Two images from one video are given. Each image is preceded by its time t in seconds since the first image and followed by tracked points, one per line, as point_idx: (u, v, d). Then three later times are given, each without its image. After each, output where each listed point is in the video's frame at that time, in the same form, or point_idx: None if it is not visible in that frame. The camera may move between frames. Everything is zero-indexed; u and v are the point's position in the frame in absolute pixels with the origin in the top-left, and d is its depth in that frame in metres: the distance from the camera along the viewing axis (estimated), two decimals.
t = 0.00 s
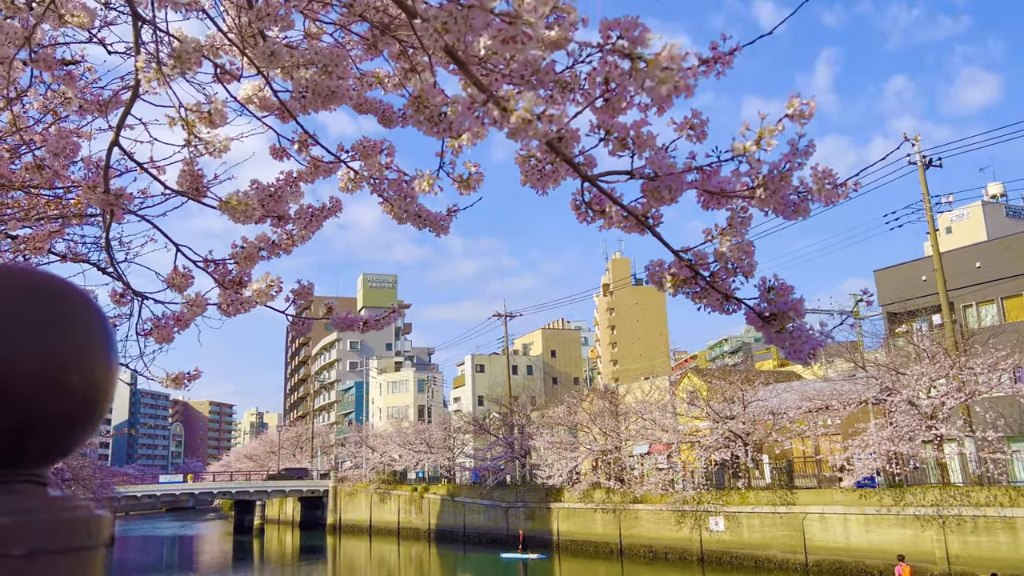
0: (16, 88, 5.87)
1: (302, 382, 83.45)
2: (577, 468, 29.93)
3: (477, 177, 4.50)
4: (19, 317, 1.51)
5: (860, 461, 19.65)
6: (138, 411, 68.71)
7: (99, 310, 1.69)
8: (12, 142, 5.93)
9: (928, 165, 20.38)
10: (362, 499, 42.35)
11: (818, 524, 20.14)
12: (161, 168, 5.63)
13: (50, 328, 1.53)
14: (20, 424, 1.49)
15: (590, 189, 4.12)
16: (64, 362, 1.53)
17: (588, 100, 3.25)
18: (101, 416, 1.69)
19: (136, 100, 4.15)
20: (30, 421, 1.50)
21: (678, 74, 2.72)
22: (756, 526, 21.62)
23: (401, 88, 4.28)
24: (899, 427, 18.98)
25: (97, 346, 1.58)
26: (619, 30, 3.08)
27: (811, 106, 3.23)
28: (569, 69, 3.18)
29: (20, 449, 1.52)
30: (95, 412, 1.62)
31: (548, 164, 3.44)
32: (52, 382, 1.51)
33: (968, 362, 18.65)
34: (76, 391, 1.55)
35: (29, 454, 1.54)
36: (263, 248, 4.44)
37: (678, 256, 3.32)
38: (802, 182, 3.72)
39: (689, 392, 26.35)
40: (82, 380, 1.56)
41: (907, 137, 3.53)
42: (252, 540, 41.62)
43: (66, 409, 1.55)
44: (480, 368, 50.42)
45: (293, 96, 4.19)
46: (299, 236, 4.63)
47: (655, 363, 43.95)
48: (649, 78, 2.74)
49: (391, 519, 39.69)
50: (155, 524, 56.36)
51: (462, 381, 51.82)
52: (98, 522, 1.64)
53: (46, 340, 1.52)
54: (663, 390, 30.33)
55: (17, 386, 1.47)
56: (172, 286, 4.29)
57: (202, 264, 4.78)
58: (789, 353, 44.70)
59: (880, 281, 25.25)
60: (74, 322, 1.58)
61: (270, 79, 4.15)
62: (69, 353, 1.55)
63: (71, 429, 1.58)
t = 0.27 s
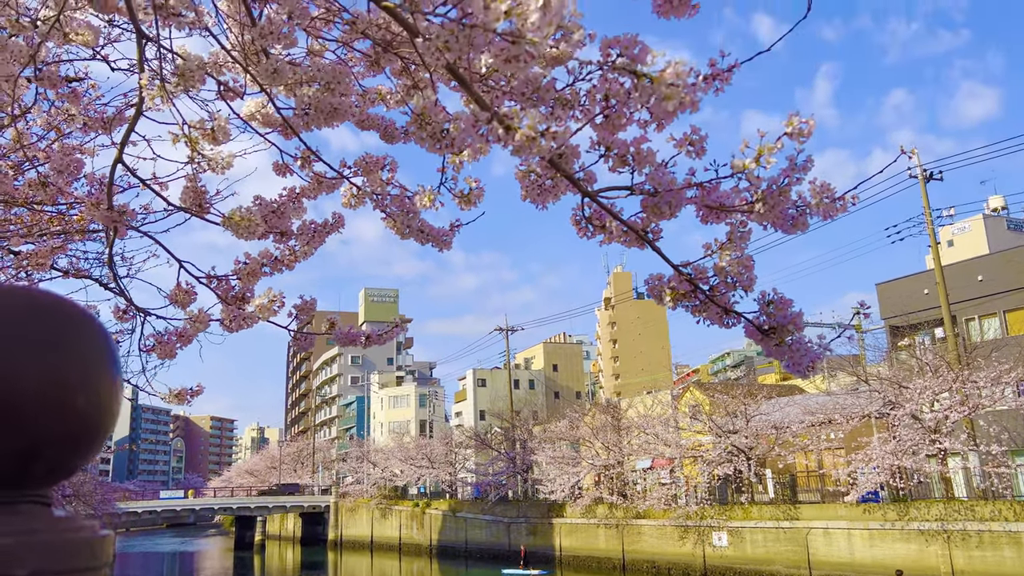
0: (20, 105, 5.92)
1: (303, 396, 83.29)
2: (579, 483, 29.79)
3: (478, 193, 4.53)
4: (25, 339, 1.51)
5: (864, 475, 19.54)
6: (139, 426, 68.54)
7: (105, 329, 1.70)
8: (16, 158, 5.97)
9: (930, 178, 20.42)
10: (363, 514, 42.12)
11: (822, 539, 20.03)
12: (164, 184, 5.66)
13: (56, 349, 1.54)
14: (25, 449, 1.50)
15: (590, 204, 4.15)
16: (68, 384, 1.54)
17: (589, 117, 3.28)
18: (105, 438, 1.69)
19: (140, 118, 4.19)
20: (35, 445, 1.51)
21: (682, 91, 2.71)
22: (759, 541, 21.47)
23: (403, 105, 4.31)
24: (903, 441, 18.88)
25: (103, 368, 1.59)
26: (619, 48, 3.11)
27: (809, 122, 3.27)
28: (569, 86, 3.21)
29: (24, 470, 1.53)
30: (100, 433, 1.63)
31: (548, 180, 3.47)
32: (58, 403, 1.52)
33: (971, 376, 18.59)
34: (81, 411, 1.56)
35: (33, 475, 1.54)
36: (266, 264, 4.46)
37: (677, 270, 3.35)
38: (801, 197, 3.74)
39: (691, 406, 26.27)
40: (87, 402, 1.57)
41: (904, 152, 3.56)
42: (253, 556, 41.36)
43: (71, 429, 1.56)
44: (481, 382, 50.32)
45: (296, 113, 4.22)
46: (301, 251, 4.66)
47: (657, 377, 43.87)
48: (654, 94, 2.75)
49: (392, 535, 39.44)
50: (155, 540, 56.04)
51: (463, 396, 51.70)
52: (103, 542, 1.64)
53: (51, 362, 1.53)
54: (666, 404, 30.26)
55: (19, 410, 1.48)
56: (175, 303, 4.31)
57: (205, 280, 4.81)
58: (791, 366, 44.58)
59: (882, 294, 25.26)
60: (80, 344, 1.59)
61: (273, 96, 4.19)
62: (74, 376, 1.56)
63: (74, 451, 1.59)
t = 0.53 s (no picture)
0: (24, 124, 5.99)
1: (305, 414, 83.17)
2: (582, 500, 29.64)
3: (479, 212, 4.57)
4: (33, 367, 1.49)
5: (868, 492, 19.42)
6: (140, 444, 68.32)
7: (112, 356, 1.68)
8: (20, 178, 6.03)
9: (931, 194, 20.47)
10: (365, 532, 41.83)
11: (827, 555, 19.90)
12: (168, 204, 5.71)
13: (65, 376, 1.52)
14: (34, 475, 1.47)
15: (590, 222, 4.19)
16: (76, 411, 1.52)
17: (588, 137, 3.33)
18: (113, 463, 1.67)
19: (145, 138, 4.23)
20: (45, 470, 1.48)
21: (679, 115, 2.75)
22: (764, 558, 21.29)
23: (405, 125, 4.36)
24: (907, 456, 18.79)
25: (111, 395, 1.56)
26: (618, 71, 3.16)
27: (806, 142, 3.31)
28: (569, 107, 3.26)
29: (32, 498, 1.49)
30: (107, 460, 1.61)
31: (548, 200, 3.51)
32: (65, 430, 1.50)
33: (975, 391, 18.51)
34: (89, 438, 1.54)
35: (41, 502, 1.51)
36: (269, 283, 4.49)
37: (677, 289, 3.38)
38: (799, 215, 3.77)
39: (695, 422, 26.21)
40: (94, 429, 1.54)
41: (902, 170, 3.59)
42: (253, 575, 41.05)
43: (80, 456, 1.54)
44: (483, 399, 50.22)
45: (299, 134, 4.27)
46: (303, 271, 4.69)
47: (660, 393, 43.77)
48: (652, 118, 2.80)
49: (394, 553, 39.13)
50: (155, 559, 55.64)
51: (465, 413, 51.57)
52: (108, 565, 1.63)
53: (61, 392, 1.50)
54: (669, 421, 30.23)
55: (27, 437, 1.45)
56: (179, 322, 4.33)
57: (207, 298, 4.84)
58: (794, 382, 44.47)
59: (884, 309, 25.26)
60: (87, 370, 1.57)
61: (277, 117, 4.25)
62: (82, 403, 1.53)
63: (82, 476, 1.57)
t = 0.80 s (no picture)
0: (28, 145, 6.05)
1: (307, 431, 82.95)
2: (585, 518, 29.46)
3: (483, 232, 4.61)
4: (37, 391, 1.46)
5: (874, 509, 19.27)
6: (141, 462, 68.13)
7: (118, 379, 1.64)
8: (25, 198, 6.08)
9: (932, 209, 20.54)
10: (367, 551, 41.56)
11: (832, 573, 19.73)
12: (171, 223, 5.76)
13: (71, 401, 1.48)
14: (39, 499, 1.44)
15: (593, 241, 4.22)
16: (80, 436, 1.49)
17: (591, 157, 3.37)
18: (119, 489, 1.63)
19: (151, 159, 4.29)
20: (50, 495, 1.45)
21: (681, 137, 2.79)
22: None
23: (409, 146, 4.41)
24: (913, 472, 18.62)
25: (118, 419, 1.53)
26: (620, 92, 3.21)
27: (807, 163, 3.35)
28: (572, 128, 3.30)
29: (38, 524, 1.46)
30: (113, 485, 1.57)
31: (552, 219, 3.55)
32: (70, 455, 1.46)
33: (980, 407, 18.43)
34: (95, 462, 1.51)
35: (47, 529, 1.48)
36: (273, 302, 4.52)
37: (680, 308, 3.41)
38: (802, 234, 3.81)
39: (698, 439, 26.14)
40: (100, 454, 1.51)
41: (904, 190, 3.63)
42: None
43: (84, 481, 1.50)
44: (486, 415, 50.08)
45: (304, 154, 4.33)
46: (308, 290, 4.72)
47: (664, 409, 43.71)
48: (653, 141, 2.85)
49: (396, 572, 38.84)
50: None
51: (468, 429, 51.42)
52: None
53: (67, 415, 1.47)
54: (672, 437, 30.16)
55: (32, 462, 1.42)
56: (184, 341, 4.36)
57: (211, 318, 4.88)
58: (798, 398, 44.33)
59: (887, 325, 25.29)
60: (92, 394, 1.53)
61: (282, 137, 4.30)
62: (87, 427, 1.50)
63: (87, 503, 1.53)
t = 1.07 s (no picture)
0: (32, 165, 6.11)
1: (309, 448, 82.72)
2: (589, 536, 29.28)
3: (486, 250, 4.64)
4: (46, 417, 1.54)
5: (879, 526, 19.12)
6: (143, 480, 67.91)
7: (123, 403, 1.72)
8: (29, 217, 6.13)
9: (934, 225, 20.57)
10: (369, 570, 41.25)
11: None
12: (173, 241, 5.79)
13: (77, 425, 1.57)
14: (47, 523, 1.53)
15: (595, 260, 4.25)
16: (89, 461, 1.57)
17: (593, 176, 3.40)
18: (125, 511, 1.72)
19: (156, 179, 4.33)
20: (59, 520, 1.54)
21: (680, 157, 2.82)
22: None
23: (412, 165, 4.45)
24: (918, 489, 18.45)
25: (124, 442, 1.62)
26: (621, 112, 3.25)
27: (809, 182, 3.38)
28: (573, 147, 3.34)
29: (44, 546, 1.54)
30: (119, 508, 1.66)
31: (555, 237, 3.58)
32: (78, 479, 1.55)
33: (984, 423, 18.34)
34: (101, 486, 1.60)
35: (52, 551, 1.56)
36: (277, 321, 4.55)
37: (684, 325, 3.43)
38: (805, 251, 3.83)
39: (702, 455, 26.05)
40: (108, 479, 1.60)
41: (906, 208, 3.65)
42: None
43: (93, 504, 1.59)
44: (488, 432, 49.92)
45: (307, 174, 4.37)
46: (312, 309, 4.75)
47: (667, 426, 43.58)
48: (652, 161, 2.90)
49: None
50: None
51: (471, 447, 51.25)
52: None
53: (76, 440, 1.56)
54: (676, 454, 30.07)
55: (42, 486, 1.51)
56: (187, 360, 4.39)
57: (213, 337, 4.89)
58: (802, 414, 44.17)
59: (891, 340, 25.27)
60: (100, 421, 1.61)
61: (285, 157, 4.35)
62: (94, 451, 1.59)
63: (95, 527, 1.63)
